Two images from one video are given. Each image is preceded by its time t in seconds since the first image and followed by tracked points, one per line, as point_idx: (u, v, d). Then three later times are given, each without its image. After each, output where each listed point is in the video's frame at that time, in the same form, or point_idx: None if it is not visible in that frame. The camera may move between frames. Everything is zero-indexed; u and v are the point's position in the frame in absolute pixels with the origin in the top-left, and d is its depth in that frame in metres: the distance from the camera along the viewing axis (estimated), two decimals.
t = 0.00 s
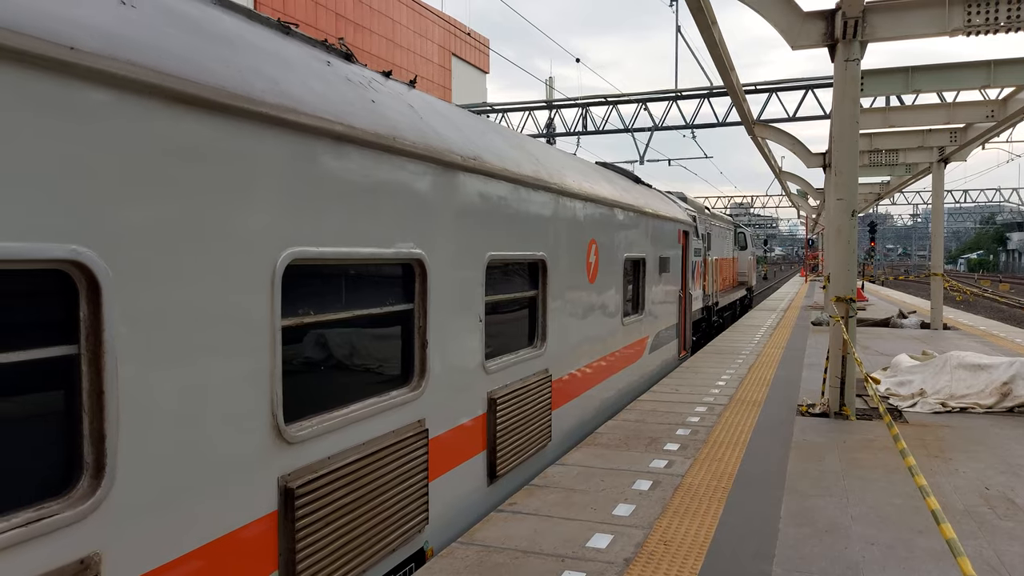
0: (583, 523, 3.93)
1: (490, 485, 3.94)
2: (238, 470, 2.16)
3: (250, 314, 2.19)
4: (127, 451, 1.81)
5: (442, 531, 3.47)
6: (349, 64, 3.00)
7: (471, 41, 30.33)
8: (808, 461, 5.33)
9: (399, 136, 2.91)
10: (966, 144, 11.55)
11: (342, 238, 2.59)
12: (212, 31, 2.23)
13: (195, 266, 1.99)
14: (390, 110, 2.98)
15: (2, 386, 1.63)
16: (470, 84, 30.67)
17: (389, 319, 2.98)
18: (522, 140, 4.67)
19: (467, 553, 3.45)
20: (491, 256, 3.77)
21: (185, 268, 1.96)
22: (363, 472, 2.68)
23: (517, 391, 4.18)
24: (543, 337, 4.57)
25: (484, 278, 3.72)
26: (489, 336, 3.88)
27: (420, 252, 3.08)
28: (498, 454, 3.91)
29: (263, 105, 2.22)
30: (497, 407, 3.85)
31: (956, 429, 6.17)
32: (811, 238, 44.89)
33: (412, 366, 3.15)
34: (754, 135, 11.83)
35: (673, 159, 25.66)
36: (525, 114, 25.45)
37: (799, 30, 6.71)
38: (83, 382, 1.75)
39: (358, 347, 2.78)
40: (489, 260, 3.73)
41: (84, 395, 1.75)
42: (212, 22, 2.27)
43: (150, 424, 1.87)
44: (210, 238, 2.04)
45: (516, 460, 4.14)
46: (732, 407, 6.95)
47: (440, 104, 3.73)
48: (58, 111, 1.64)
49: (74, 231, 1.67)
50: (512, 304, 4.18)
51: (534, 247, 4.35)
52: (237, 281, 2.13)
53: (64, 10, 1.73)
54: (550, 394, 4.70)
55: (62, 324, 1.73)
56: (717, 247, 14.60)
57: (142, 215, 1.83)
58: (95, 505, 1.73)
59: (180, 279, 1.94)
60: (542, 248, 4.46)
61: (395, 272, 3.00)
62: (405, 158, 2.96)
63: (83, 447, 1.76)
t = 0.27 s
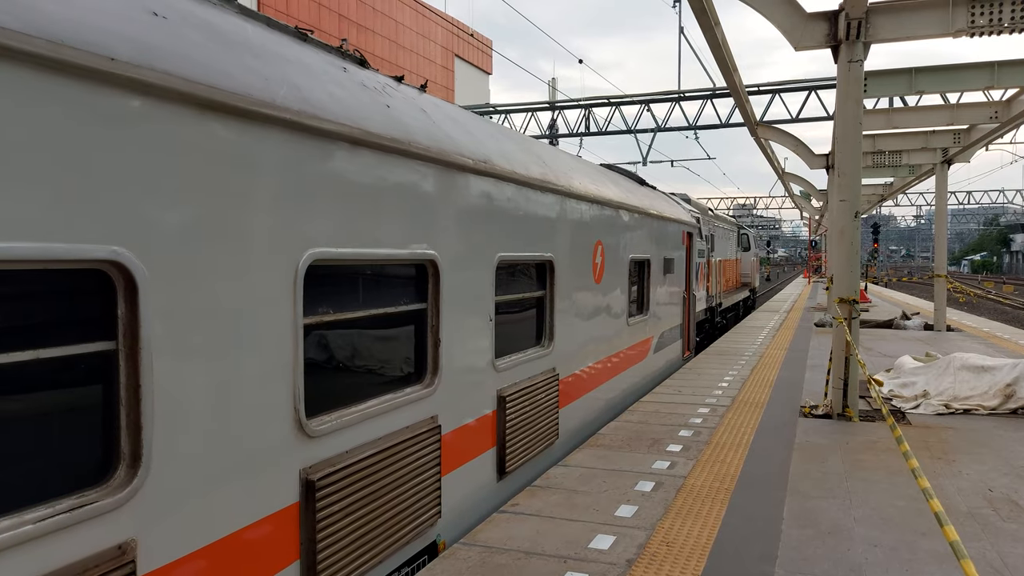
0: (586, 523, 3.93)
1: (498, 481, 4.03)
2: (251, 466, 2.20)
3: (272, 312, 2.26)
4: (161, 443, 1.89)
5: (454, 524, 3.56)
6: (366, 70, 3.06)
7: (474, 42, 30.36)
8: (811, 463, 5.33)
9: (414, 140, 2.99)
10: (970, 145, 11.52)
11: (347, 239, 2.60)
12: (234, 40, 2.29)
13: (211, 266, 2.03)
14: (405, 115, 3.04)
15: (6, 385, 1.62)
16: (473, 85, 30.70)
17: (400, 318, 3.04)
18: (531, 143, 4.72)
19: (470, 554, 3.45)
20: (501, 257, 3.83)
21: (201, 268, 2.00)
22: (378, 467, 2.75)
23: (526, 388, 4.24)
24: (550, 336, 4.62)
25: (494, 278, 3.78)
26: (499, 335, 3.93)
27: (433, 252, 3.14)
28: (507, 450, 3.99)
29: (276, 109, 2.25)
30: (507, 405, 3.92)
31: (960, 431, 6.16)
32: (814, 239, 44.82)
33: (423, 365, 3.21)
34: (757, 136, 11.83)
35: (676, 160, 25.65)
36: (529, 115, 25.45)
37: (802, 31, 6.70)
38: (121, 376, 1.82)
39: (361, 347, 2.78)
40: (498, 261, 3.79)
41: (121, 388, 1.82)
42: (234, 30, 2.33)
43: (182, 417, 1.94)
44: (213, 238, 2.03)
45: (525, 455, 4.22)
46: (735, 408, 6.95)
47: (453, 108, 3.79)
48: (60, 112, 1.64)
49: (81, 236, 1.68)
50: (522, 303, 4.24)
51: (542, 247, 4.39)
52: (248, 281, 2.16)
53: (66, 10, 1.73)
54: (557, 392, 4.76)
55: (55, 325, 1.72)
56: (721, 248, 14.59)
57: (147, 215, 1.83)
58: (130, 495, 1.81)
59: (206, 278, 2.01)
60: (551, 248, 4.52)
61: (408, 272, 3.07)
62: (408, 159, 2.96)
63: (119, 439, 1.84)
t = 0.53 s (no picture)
0: (587, 524, 3.94)
1: (508, 476, 4.11)
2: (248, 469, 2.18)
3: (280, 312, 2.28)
4: (193, 435, 1.98)
5: (466, 518, 3.65)
6: (381, 76, 3.14)
7: (475, 43, 30.37)
8: (812, 463, 5.32)
9: (427, 145, 3.07)
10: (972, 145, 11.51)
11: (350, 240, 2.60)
12: (256, 47, 2.36)
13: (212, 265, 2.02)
14: (418, 119, 3.12)
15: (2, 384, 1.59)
16: (474, 86, 30.71)
17: (412, 316, 3.11)
18: (538, 145, 4.78)
19: (471, 554, 3.45)
20: (511, 258, 3.91)
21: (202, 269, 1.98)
22: (393, 460, 2.84)
23: (535, 385, 4.31)
24: (556, 335, 4.70)
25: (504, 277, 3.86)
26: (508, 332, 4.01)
27: (446, 252, 3.23)
28: (516, 446, 4.07)
29: (290, 112, 2.29)
30: (516, 402, 4.00)
31: (962, 432, 6.15)
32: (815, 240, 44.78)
33: (435, 363, 3.30)
34: (759, 136, 11.82)
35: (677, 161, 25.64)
36: (530, 116, 25.45)
37: (804, 31, 6.69)
38: (156, 372, 1.90)
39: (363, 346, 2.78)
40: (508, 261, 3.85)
41: (156, 382, 1.90)
42: (256, 38, 2.40)
43: (211, 411, 2.03)
44: (215, 239, 2.03)
45: (533, 452, 4.30)
46: (736, 409, 6.95)
47: (463, 112, 3.86)
48: (64, 112, 1.64)
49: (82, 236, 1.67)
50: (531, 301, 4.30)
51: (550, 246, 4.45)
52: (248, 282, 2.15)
53: (70, 10, 1.73)
54: (563, 390, 4.83)
55: (62, 325, 1.72)
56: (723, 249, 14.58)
57: (152, 215, 1.83)
58: (165, 485, 1.89)
59: (230, 277, 2.08)
60: (558, 249, 4.60)
61: (421, 272, 3.15)
62: (410, 159, 2.96)
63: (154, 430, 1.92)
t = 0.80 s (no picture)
0: (588, 524, 3.94)
1: (516, 470, 4.23)
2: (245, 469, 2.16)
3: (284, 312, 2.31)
4: (223, 427, 2.09)
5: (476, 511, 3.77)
6: (395, 82, 3.24)
7: (476, 43, 30.37)
8: (813, 463, 5.32)
9: (438, 149, 3.17)
10: (972, 144, 11.51)
11: (347, 241, 2.60)
12: (276, 57, 2.46)
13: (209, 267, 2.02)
14: (429, 124, 3.23)
15: (2, 384, 1.61)
16: (475, 86, 30.74)
17: (424, 315, 3.21)
18: (543, 148, 4.87)
19: (472, 554, 3.46)
20: (518, 258, 4.01)
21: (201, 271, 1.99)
22: (408, 454, 2.95)
23: (541, 383, 4.42)
24: (562, 333, 4.77)
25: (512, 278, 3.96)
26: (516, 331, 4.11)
27: (457, 253, 3.33)
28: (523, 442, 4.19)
29: (306, 118, 2.38)
30: (523, 399, 4.11)
31: (962, 432, 6.15)
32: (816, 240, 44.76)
33: (446, 361, 3.41)
34: (759, 136, 11.82)
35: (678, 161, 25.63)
36: (530, 116, 25.45)
37: (804, 30, 6.69)
38: (189, 367, 2.01)
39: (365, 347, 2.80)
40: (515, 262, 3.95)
41: (189, 376, 2.01)
42: (276, 48, 2.51)
43: (240, 404, 2.14)
44: (213, 240, 2.04)
45: (540, 447, 4.42)
46: (737, 409, 6.95)
47: (472, 116, 3.94)
48: (62, 112, 1.65)
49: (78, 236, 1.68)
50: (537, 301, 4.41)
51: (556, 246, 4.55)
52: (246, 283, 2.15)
53: (69, 11, 1.74)
54: (568, 388, 4.93)
55: (67, 327, 1.74)
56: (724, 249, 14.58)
57: (151, 216, 1.84)
58: (199, 474, 2.00)
59: (255, 277, 2.19)
60: (563, 249, 4.68)
61: (432, 272, 3.25)
62: (409, 159, 2.97)
63: (187, 422, 2.03)
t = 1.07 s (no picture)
0: (589, 523, 3.94)
1: (524, 465, 4.35)
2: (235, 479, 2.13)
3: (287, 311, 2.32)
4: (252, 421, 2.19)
5: (487, 504, 3.88)
6: (406, 88, 3.34)
7: (474, 43, 30.36)
8: (813, 462, 5.33)
9: (449, 153, 3.28)
10: (971, 142, 11.52)
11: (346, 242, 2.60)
12: (295, 66, 2.56)
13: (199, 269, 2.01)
14: (440, 128, 3.33)
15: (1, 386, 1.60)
16: (473, 86, 30.71)
17: (435, 314, 3.31)
18: (549, 151, 4.96)
19: (473, 555, 3.46)
20: (525, 258, 4.11)
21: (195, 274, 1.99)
22: (423, 448, 3.06)
23: (547, 379, 4.53)
24: (567, 332, 4.85)
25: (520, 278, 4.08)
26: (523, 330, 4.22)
27: (467, 253, 3.44)
28: (531, 438, 4.32)
29: (325, 124, 2.48)
30: (530, 395, 4.22)
31: (962, 429, 6.15)
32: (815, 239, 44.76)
33: (457, 357, 3.51)
34: (758, 135, 11.82)
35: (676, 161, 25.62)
36: (528, 116, 25.42)
37: (803, 29, 6.70)
38: (219, 363, 2.11)
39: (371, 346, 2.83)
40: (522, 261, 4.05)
41: (219, 372, 2.11)
42: (294, 58, 2.61)
43: (267, 399, 2.25)
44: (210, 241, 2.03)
45: (547, 443, 4.53)
46: (737, 408, 6.94)
47: (477, 119, 4.06)
48: (59, 113, 1.65)
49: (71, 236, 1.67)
50: (544, 300, 4.52)
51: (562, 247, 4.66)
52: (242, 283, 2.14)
53: (66, 13, 1.75)
54: (574, 385, 5.02)
55: (67, 329, 1.73)
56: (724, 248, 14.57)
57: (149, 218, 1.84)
58: (231, 464, 2.11)
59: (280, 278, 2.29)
60: (567, 250, 4.77)
61: (444, 273, 3.35)
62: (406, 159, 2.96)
63: (218, 415, 2.13)
